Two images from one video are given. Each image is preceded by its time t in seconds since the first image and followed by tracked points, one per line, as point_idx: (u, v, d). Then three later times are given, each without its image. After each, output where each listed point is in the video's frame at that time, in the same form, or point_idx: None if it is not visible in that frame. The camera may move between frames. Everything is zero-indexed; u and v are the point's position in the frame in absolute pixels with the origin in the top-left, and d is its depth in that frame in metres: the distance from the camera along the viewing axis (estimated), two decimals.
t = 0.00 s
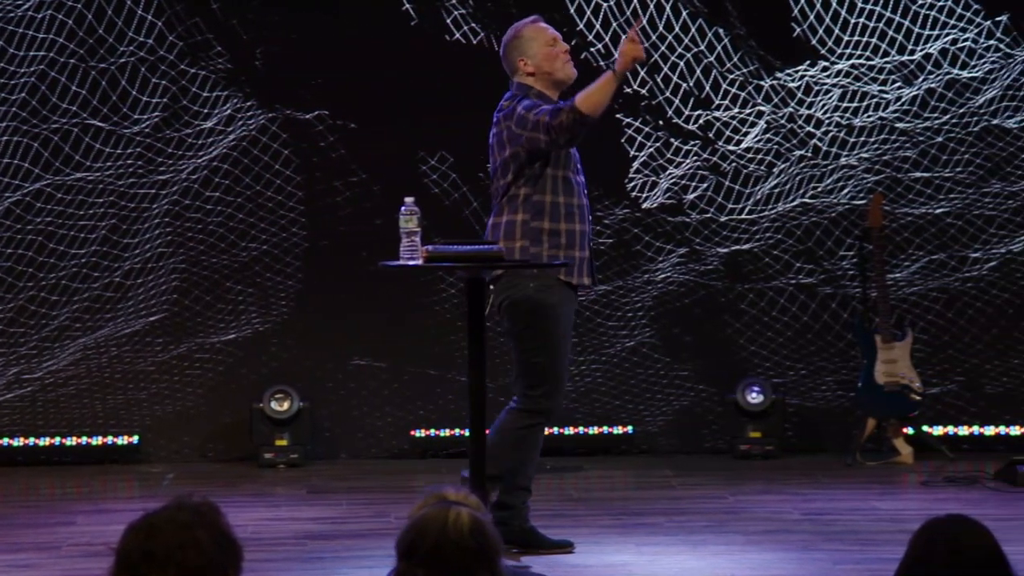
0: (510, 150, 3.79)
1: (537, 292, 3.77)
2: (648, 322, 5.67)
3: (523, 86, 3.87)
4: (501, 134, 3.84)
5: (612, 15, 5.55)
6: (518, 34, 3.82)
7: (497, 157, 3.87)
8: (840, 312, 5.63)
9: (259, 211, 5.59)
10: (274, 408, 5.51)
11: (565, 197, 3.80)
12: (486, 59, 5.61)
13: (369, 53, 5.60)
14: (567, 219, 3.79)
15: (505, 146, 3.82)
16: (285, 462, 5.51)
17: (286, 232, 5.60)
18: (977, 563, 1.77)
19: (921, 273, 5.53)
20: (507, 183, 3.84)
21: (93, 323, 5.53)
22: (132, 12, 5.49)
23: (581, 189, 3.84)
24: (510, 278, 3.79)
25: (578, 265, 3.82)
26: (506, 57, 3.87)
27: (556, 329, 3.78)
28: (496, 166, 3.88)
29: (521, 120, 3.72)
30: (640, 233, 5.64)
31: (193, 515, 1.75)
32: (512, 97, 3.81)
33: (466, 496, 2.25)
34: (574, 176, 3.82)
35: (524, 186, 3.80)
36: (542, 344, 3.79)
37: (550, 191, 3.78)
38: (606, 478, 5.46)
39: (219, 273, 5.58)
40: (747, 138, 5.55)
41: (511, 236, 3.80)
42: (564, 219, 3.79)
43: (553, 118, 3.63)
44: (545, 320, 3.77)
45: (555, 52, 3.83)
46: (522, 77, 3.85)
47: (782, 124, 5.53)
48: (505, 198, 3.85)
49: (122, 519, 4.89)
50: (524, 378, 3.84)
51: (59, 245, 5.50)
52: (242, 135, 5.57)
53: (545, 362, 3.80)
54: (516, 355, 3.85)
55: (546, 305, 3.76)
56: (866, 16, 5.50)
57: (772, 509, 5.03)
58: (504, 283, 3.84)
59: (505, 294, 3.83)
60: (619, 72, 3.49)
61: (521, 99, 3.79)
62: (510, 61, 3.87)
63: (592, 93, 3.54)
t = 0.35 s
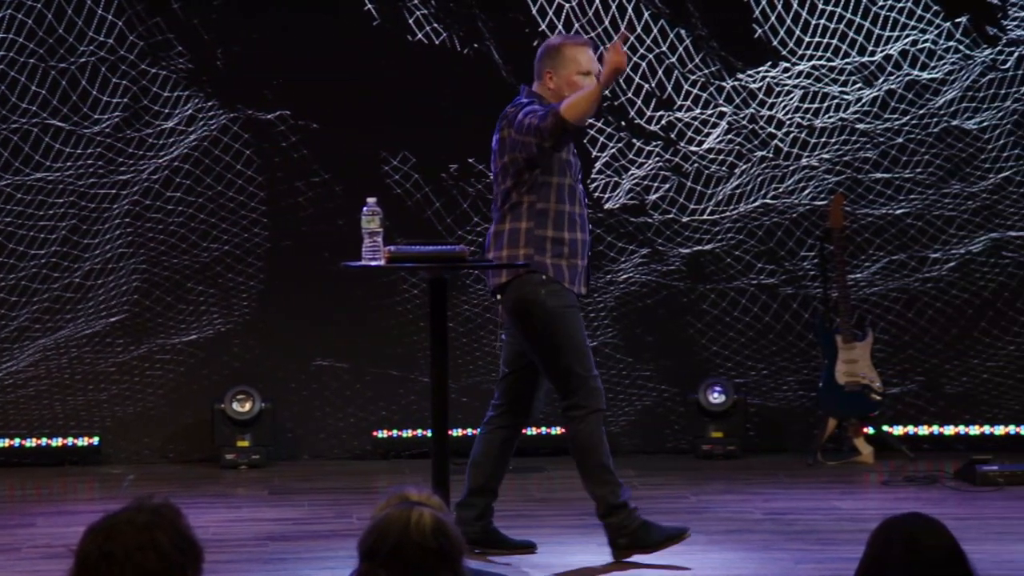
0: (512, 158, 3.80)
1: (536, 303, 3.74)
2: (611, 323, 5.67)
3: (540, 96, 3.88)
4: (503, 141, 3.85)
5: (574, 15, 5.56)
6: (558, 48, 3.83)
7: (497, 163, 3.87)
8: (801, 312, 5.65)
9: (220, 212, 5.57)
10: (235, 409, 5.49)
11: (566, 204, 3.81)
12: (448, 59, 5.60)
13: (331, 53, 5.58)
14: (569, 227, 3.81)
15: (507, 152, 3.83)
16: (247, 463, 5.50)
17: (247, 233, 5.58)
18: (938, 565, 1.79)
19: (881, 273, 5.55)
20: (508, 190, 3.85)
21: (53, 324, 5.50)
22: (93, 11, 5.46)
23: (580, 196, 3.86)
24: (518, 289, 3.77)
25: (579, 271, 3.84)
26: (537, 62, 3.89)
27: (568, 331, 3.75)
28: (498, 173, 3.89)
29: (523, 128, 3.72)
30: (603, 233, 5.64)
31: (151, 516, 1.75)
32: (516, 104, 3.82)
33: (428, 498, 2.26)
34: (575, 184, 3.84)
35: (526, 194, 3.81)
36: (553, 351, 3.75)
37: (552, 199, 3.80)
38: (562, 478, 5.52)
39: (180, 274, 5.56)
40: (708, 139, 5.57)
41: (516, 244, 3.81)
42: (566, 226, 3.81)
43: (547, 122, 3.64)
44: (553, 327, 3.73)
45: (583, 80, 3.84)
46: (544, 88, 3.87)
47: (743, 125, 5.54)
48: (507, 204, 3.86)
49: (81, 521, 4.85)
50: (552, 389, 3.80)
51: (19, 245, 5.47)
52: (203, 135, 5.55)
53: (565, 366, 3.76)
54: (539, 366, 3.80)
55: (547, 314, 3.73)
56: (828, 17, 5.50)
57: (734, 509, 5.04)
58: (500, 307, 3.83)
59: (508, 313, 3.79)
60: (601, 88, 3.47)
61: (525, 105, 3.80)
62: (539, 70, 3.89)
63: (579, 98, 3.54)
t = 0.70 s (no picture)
0: (546, 163, 3.81)
1: (557, 307, 3.80)
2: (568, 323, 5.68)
3: (576, 101, 3.86)
4: (538, 145, 3.84)
5: (531, 16, 5.54)
6: (604, 56, 3.79)
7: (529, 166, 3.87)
8: (758, 312, 5.67)
9: (176, 212, 5.55)
10: (191, 410, 5.47)
11: (596, 213, 3.84)
12: (405, 59, 5.60)
13: (288, 54, 5.57)
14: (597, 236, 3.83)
15: (540, 157, 3.83)
16: (203, 464, 5.48)
17: (204, 233, 5.56)
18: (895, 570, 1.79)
19: (837, 274, 5.58)
20: (539, 193, 3.87)
21: (7, 324, 5.47)
22: (47, 11, 5.43)
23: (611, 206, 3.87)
24: (542, 292, 3.83)
25: (603, 278, 3.88)
26: (580, 63, 3.85)
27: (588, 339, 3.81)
28: (528, 175, 3.90)
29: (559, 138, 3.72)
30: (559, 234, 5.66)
31: (106, 518, 1.75)
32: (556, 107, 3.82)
33: (391, 497, 2.19)
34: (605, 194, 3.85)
35: (556, 200, 3.83)
36: (567, 355, 3.81)
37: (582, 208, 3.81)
38: (518, 480, 5.54)
39: (136, 275, 5.54)
40: (666, 139, 5.57)
41: (543, 247, 3.83)
42: (594, 234, 3.83)
43: (585, 141, 3.63)
44: (573, 333, 3.79)
45: (622, 94, 3.82)
46: (583, 91, 3.85)
47: (700, 126, 5.56)
48: (536, 208, 3.87)
49: (36, 522, 4.82)
50: (562, 393, 3.87)
51: None
52: (159, 135, 5.52)
53: (577, 371, 3.82)
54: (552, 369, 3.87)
55: (569, 318, 3.79)
56: (783, 19, 5.52)
57: (691, 509, 5.05)
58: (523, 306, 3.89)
59: (531, 313, 3.87)
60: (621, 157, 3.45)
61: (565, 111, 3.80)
62: (581, 72, 3.85)
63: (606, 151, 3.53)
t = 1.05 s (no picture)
0: (527, 159, 3.79)
1: (538, 308, 3.81)
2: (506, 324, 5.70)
3: (557, 94, 3.87)
4: (519, 140, 3.83)
5: (470, 17, 5.51)
6: (583, 47, 3.82)
7: (511, 162, 3.86)
8: (695, 312, 5.69)
9: (112, 213, 5.52)
10: (127, 412, 5.44)
11: (579, 208, 3.83)
12: (342, 59, 5.58)
13: (225, 54, 5.54)
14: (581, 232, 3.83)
15: (522, 153, 3.82)
16: (139, 466, 5.45)
17: (140, 233, 5.54)
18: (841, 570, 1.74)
19: (773, 274, 5.61)
20: (521, 190, 3.85)
21: None
22: None
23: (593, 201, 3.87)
24: (524, 289, 3.84)
25: (588, 274, 3.88)
26: (558, 57, 3.87)
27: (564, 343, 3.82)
28: (511, 171, 3.89)
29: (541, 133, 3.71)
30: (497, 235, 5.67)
31: (38, 520, 1.68)
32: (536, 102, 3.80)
33: (325, 497, 2.06)
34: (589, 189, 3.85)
35: (540, 198, 3.82)
36: (542, 353, 3.84)
37: (564, 204, 3.81)
38: (457, 478, 5.49)
39: (71, 275, 5.50)
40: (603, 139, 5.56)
41: (527, 245, 3.83)
42: (578, 230, 3.83)
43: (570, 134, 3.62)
44: (550, 335, 3.81)
45: (603, 85, 3.85)
46: (564, 84, 3.86)
47: (638, 128, 5.52)
48: (519, 205, 3.86)
49: None
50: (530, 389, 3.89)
51: None
52: (94, 135, 5.48)
53: (548, 370, 3.83)
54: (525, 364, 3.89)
55: (549, 320, 3.80)
56: (721, 20, 5.47)
57: (628, 509, 5.06)
58: (506, 299, 3.91)
59: (513, 306, 3.88)
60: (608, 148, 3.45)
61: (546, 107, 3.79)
62: (559, 66, 3.87)
63: (591, 142, 3.53)
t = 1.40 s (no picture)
0: (501, 159, 3.79)
1: (511, 308, 3.83)
2: (444, 324, 5.71)
3: (530, 94, 3.87)
4: (492, 141, 3.82)
5: (406, 18, 5.51)
6: (553, 46, 3.84)
7: (485, 163, 3.85)
8: (632, 313, 5.70)
9: (45, 213, 5.46)
10: (60, 414, 5.40)
11: (554, 208, 3.84)
12: (277, 59, 5.56)
13: (160, 53, 5.50)
14: (556, 232, 3.84)
15: (495, 153, 3.81)
16: (72, 468, 5.41)
17: (74, 234, 5.49)
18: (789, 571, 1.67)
19: (708, 275, 5.64)
20: (496, 190, 3.85)
21: None
22: None
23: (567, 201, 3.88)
24: (500, 291, 3.84)
25: (564, 275, 3.88)
26: (529, 58, 3.89)
27: (533, 347, 3.83)
28: (484, 172, 3.87)
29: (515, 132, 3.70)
30: (435, 236, 5.66)
31: None
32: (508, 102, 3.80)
33: (262, 500, 1.99)
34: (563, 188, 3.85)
35: (515, 198, 3.82)
36: (509, 353, 3.85)
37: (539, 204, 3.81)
38: (393, 480, 5.45)
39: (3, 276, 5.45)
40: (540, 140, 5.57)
41: (503, 247, 3.82)
42: (554, 230, 3.84)
43: (547, 131, 3.62)
44: (521, 336, 3.82)
45: (575, 83, 3.87)
46: (535, 84, 3.87)
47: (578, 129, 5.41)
48: (494, 206, 3.85)
49: None
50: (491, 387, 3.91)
51: None
52: (26, 135, 5.43)
53: (513, 372, 3.85)
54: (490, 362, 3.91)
55: (519, 323, 3.81)
56: (656, 22, 5.50)
57: (566, 509, 5.04)
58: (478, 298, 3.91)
59: (487, 304, 3.89)
60: (593, 138, 3.48)
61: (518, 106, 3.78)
62: (530, 66, 3.88)
63: (573, 135, 3.54)
